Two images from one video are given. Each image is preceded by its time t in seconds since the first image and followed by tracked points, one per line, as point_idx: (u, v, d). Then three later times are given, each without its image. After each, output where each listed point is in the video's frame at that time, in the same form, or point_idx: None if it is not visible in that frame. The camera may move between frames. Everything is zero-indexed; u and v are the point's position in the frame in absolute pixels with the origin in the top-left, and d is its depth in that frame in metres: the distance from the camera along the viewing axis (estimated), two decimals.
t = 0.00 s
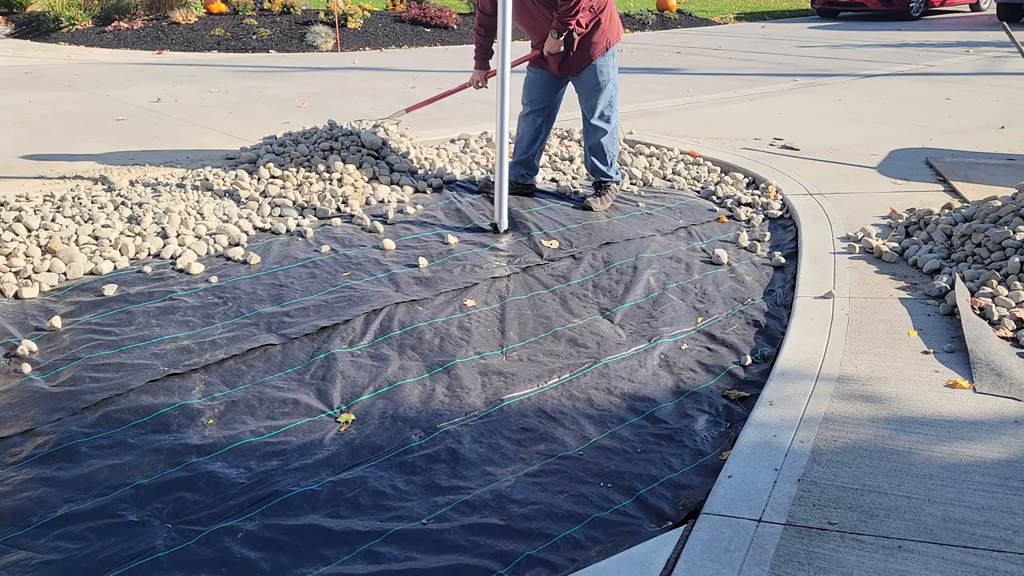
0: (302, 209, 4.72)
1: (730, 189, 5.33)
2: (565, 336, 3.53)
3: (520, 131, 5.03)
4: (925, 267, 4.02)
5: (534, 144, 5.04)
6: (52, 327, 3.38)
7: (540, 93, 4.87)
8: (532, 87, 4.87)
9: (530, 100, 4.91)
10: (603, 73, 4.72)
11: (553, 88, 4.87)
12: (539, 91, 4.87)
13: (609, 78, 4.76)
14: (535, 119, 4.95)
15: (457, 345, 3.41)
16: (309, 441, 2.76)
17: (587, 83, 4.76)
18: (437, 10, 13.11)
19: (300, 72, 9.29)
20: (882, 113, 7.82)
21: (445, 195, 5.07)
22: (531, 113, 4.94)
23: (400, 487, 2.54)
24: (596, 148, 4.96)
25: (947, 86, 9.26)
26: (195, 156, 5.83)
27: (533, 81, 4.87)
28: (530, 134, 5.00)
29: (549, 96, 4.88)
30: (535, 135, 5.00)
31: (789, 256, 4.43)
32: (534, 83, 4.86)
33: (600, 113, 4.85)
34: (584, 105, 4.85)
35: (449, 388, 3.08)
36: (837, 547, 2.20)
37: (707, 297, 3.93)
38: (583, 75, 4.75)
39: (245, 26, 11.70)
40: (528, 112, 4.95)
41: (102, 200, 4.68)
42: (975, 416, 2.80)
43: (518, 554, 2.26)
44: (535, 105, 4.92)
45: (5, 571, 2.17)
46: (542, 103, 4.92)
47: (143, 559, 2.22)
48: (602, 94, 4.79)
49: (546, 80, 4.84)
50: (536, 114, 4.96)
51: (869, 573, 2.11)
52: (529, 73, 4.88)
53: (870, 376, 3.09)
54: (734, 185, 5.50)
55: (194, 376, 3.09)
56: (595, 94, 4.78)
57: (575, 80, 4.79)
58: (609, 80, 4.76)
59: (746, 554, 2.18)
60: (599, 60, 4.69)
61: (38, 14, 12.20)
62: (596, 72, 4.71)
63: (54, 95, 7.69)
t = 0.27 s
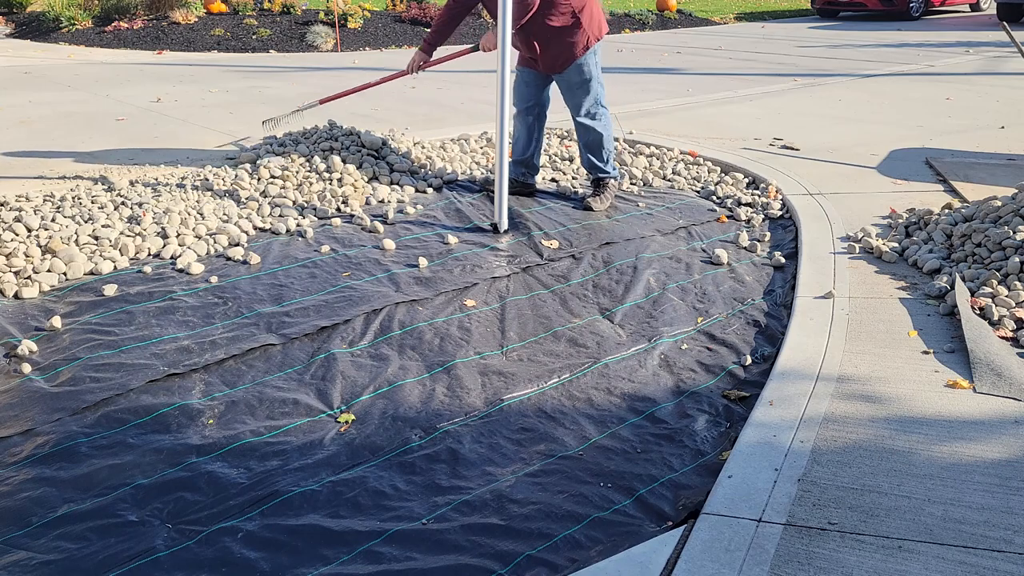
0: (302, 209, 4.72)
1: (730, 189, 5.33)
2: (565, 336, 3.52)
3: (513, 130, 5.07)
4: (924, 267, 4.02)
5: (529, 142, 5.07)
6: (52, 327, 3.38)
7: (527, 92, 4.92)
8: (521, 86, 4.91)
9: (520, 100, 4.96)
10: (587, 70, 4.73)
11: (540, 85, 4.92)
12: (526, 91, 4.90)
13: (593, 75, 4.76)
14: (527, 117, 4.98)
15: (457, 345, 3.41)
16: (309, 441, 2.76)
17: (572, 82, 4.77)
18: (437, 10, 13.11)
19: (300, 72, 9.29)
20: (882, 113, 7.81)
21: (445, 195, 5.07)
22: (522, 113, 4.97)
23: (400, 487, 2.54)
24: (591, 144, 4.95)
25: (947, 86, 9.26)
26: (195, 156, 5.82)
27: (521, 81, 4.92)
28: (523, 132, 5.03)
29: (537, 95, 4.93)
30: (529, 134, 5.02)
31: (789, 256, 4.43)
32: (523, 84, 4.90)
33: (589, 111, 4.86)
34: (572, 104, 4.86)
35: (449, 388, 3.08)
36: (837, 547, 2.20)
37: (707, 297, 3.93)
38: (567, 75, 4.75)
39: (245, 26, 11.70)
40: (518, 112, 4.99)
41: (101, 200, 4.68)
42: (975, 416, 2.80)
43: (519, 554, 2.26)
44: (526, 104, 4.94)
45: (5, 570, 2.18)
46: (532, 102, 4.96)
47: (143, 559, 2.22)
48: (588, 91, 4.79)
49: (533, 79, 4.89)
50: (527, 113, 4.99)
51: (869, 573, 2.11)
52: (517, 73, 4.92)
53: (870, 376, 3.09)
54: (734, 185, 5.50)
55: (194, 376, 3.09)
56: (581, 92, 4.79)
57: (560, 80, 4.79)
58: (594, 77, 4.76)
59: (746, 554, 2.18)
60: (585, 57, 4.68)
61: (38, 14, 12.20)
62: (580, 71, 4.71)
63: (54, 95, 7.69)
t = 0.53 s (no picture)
0: (302, 209, 4.72)
1: (730, 189, 5.33)
2: (565, 336, 3.53)
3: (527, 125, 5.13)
4: (925, 267, 4.02)
5: (542, 137, 5.16)
6: (52, 327, 3.38)
7: (551, 89, 4.97)
8: (543, 82, 4.96)
9: (538, 96, 5.00)
10: (620, 73, 4.82)
11: (560, 84, 4.98)
12: (548, 87, 4.97)
13: (625, 79, 4.86)
14: (542, 113, 5.05)
15: (457, 345, 3.41)
16: (309, 441, 2.76)
17: (601, 83, 4.86)
18: (437, 10, 13.11)
19: (300, 72, 9.29)
20: (881, 113, 7.81)
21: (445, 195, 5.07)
22: (537, 106, 5.03)
23: (400, 487, 2.54)
24: (607, 149, 5.01)
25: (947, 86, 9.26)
26: (195, 156, 5.83)
27: (543, 77, 4.95)
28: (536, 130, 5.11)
29: (556, 91, 4.99)
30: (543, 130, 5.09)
31: (789, 256, 4.43)
32: (546, 79, 4.95)
33: (613, 115, 4.93)
34: (598, 105, 4.93)
35: (449, 388, 3.08)
36: (837, 547, 2.20)
37: (707, 297, 3.93)
38: (599, 75, 4.84)
39: (245, 26, 11.70)
40: (536, 107, 5.03)
41: (102, 200, 4.68)
42: (975, 416, 2.80)
43: (518, 554, 2.26)
44: (543, 100, 5.00)
45: (6, 570, 2.18)
46: (550, 98, 5.02)
47: (143, 559, 2.22)
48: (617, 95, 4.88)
49: (557, 76, 4.94)
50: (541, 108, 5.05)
51: (869, 573, 2.11)
52: (541, 68, 4.96)
53: (870, 376, 3.09)
54: (734, 185, 5.50)
55: (194, 376, 3.09)
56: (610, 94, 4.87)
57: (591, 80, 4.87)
58: (624, 81, 4.86)
59: (746, 554, 2.18)
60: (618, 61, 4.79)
61: (38, 14, 12.20)
62: (613, 73, 4.81)
63: (53, 95, 7.69)
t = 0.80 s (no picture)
0: (302, 209, 4.72)
1: (730, 189, 5.33)
2: (565, 336, 3.53)
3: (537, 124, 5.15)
4: (925, 267, 4.02)
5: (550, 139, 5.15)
6: (52, 327, 3.38)
7: (561, 88, 5.01)
8: (553, 81, 5.00)
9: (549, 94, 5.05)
10: (620, 69, 4.91)
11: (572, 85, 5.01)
12: (558, 86, 5.00)
13: (625, 75, 4.94)
14: (553, 113, 5.07)
15: (457, 345, 3.41)
16: (309, 441, 2.76)
17: (604, 79, 4.94)
18: (437, 10, 13.11)
19: (300, 72, 9.29)
20: (881, 113, 7.81)
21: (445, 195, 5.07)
22: (549, 107, 5.08)
23: (400, 487, 2.54)
24: (608, 144, 5.09)
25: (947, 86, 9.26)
26: (195, 156, 5.83)
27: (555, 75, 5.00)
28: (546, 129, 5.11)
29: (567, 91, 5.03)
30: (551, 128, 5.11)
31: (789, 257, 4.43)
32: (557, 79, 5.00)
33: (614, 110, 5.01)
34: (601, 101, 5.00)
35: (449, 388, 3.08)
36: (836, 547, 2.20)
37: (707, 297, 3.93)
38: (601, 71, 4.92)
39: (245, 26, 11.70)
40: (547, 106, 5.07)
41: (102, 200, 4.68)
42: (975, 416, 2.80)
43: (518, 554, 2.26)
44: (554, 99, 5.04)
45: (6, 570, 2.18)
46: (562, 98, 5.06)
47: (143, 559, 2.21)
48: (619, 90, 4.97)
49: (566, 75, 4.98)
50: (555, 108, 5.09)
51: (869, 573, 2.11)
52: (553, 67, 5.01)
53: (869, 376, 3.09)
54: (734, 185, 5.50)
55: (194, 377, 3.09)
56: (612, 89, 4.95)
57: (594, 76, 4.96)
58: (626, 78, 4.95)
59: (746, 555, 2.18)
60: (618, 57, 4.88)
61: (38, 14, 12.20)
62: (614, 68, 4.89)
63: (53, 95, 7.69)
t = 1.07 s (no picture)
0: (302, 209, 4.72)
1: (730, 189, 5.33)
2: (565, 336, 3.53)
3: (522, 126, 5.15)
4: (925, 267, 4.02)
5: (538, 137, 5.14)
6: (52, 327, 3.38)
7: (536, 87, 5.01)
8: (528, 82, 5.01)
9: (528, 96, 5.04)
10: (598, 65, 4.85)
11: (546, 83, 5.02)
12: (533, 86, 5.01)
13: (603, 70, 4.88)
14: (535, 113, 5.07)
15: (457, 345, 3.41)
16: (309, 441, 2.76)
17: (582, 76, 4.89)
18: (437, 10, 13.10)
19: (300, 72, 9.29)
20: (881, 113, 7.81)
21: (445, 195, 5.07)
22: (529, 107, 5.07)
23: (400, 487, 2.54)
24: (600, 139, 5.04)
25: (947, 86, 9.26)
26: (195, 156, 5.82)
27: (529, 76, 4.99)
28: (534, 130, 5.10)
29: (544, 91, 5.02)
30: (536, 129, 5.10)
31: (790, 257, 4.43)
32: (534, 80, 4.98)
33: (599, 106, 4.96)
34: (582, 99, 4.98)
35: (449, 388, 3.08)
36: (837, 547, 2.20)
37: (707, 297, 3.93)
38: (576, 69, 4.87)
39: (245, 26, 11.70)
40: (526, 107, 5.07)
41: (101, 200, 4.68)
42: (975, 416, 2.80)
43: (519, 554, 2.26)
44: (533, 99, 5.04)
45: (5, 571, 2.18)
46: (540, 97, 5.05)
47: (143, 559, 2.21)
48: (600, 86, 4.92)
49: (540, 74, 4.97)
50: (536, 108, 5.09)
51: (869, 573, 2.11)
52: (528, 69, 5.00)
53: (869, 376, 3.09)
54: (734, 185, 5.50)
55: (194, 377, 3.09)
56: (592, 86, 4.91)
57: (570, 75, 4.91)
58: (605, 72, 4.89)
59: (746, 554, 2.18)
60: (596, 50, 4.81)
61: (38, 14, 12.20)
62: (590, 64, 4.84)
63: (53, 95, 7.69)
